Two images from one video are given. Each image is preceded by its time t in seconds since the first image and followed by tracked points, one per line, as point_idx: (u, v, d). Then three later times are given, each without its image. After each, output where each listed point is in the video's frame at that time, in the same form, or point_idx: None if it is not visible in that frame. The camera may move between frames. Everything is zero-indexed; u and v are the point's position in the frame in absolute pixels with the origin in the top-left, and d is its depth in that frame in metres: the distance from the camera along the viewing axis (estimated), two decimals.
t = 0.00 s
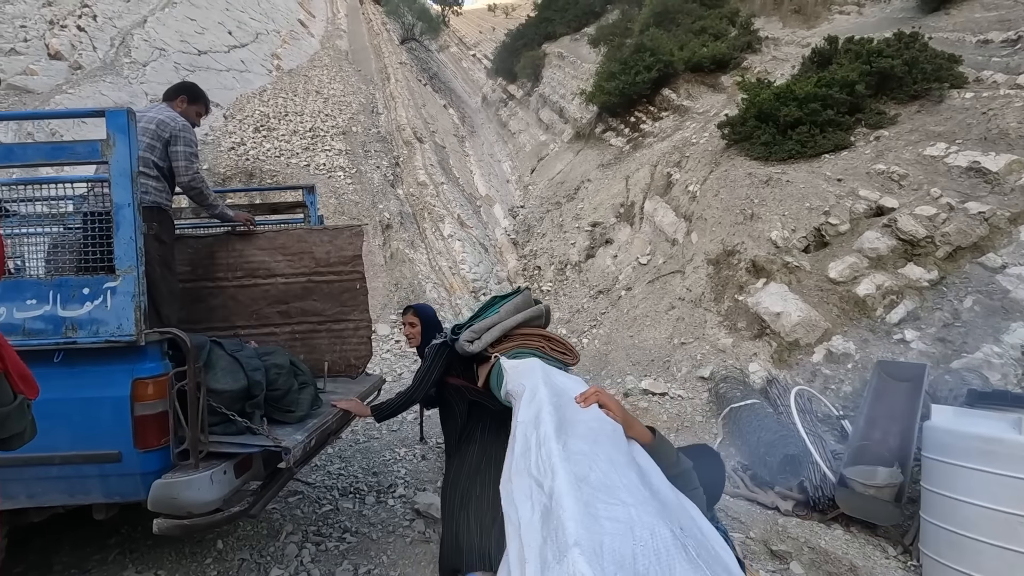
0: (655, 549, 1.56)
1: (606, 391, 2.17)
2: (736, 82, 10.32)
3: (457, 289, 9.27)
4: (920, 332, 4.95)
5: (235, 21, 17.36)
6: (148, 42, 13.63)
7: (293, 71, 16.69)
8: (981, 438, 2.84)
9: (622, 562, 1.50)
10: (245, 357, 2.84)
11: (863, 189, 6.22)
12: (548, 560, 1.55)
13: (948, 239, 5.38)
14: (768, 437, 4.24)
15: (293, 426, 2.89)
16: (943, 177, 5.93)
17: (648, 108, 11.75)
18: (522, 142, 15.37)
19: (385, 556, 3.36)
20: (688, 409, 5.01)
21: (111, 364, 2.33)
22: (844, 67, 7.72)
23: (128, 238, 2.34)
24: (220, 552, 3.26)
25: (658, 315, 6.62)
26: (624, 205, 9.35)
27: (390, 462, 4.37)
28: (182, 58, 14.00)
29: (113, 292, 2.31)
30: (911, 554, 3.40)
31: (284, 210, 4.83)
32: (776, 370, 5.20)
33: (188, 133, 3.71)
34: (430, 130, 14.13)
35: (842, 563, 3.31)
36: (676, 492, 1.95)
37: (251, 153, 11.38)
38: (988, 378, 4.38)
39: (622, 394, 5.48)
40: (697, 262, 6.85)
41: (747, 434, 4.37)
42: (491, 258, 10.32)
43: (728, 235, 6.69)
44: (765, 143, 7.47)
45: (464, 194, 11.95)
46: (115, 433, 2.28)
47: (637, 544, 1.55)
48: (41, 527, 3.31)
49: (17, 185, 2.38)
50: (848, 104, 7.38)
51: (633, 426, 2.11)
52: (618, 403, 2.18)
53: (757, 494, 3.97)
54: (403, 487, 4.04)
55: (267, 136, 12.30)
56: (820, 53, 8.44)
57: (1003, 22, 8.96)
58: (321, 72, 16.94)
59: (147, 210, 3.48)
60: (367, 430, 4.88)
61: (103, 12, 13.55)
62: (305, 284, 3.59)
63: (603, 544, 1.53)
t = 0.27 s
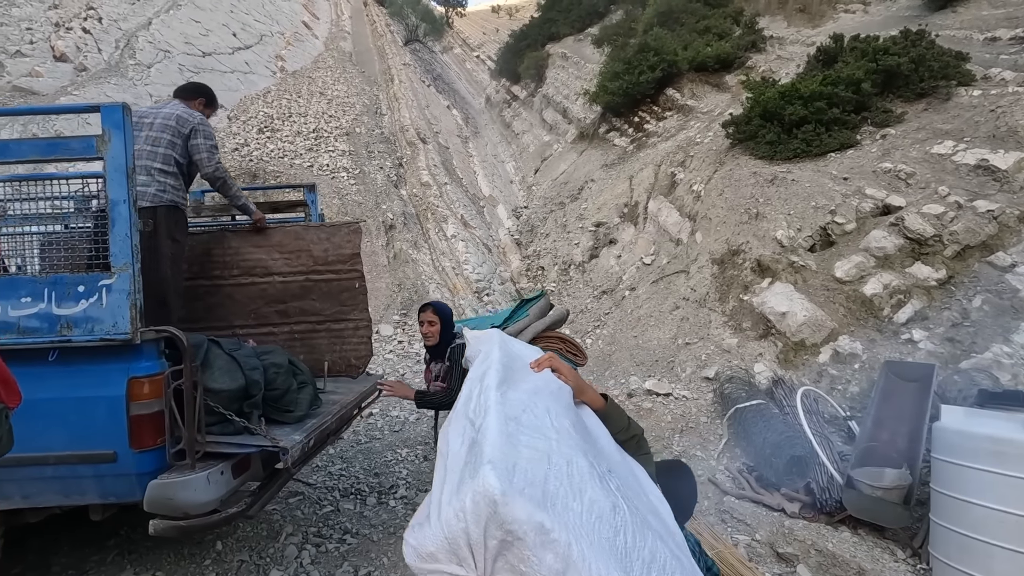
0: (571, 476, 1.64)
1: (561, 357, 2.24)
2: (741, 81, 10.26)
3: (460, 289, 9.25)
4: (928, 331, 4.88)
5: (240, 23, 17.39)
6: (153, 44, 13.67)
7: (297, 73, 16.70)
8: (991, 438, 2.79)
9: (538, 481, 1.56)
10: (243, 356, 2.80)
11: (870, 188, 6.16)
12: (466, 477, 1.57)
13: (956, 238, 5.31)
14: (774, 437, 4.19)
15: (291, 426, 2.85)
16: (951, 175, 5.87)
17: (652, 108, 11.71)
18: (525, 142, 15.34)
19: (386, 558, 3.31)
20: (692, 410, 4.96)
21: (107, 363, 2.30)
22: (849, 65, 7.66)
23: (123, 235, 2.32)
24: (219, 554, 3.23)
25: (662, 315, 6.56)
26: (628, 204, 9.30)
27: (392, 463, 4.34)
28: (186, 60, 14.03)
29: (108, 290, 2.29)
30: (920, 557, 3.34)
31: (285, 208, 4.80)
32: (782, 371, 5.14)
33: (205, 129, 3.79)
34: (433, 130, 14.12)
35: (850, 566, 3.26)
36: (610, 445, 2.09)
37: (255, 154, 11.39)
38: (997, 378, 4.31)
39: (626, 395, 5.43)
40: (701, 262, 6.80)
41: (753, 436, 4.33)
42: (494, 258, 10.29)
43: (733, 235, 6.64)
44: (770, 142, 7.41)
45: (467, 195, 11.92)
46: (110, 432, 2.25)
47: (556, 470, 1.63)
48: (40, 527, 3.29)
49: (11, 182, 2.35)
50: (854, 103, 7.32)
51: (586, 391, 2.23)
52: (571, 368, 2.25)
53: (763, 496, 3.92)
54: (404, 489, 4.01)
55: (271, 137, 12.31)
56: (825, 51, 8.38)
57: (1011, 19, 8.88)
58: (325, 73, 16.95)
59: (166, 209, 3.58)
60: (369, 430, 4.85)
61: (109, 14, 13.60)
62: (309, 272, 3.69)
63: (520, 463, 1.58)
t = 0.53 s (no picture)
0: (528, 432, 1.74)
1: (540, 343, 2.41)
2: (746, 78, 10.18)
3: (463, 287, 9.20)
4: (937, 329, 4.81)
5: (243, 22, 17.37)
6: (156, 44, 13.67)
7: (300, 72, 16.66)
8: (1004, 436, 2.74)
9: (494, 431, 1.67)
10: (240, 351, 2.76)
11: (877, 184, 6.09)
12: (426, 425, 1.70)
13: (965, 234, 5.25)
14: (780, 436, 4.17)
15: (289, 422, 2.81)
16: (959, 171, 5.80)
17: (655, 106, 11.64)
18: (528, 141, 15.29)
19: (387, 557, 3.27)
20: (697, 408, 4.90)
21: (100, 357, 2.26)
22: (856, 60, 7.59)
23: (116, 226, 2.27)
24: (217, 552, 3.19)
25: (666, 313, 6.50)
26: (632, 202, 9.24)
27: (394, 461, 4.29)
28: (189, 59, 14.02)
29: (102, 282, 2.25)
30: (931, 557, 3.28)
31: (284, 203, 4.76)
32: (788, 368, 5.07)
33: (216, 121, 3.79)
34: (436, 129, 14.08)
35: (859, 566, 3.21)
36: (583, 430, 2.20)
37: (258, 153, 11.37)
38: (1008, 376, 4.25)
39: (629, 393, 5.38)
40: (705, 260, 6.74)
41: (759, 434, 4.29)
42: (497, 257, 10.24)
43: (738, 232, 6.58)
44: (775, 139, 7.34)
45: (470, 193, 11.88)
46: (103, 428, 2.21)
47: (513, 425, 1.74)
48: (38, 525, 3.25)
49: (4, 172, 2.30)
50: (860, 99, 7.25)
51: (564, 376, 2.41)
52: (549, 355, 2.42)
53: (769, 495, 3.86)
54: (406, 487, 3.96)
55: (274, 135, 12.29)
56: (831, 47, 8.31)
57: (1019, 15, 8.79)
58: (328, 72, 16.93)
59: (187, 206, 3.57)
60: (370, 428, 4.81)
61: (112, 14, 13.61)
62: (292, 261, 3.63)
63: (477, 412, 1.71)
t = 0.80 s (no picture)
0: (485, 419, 1.67)
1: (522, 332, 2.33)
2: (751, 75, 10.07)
3: (466, 286, 9.12)
4: (949, 327, 4.71)
5: (246, 22, 17.33)
6: (159, 43, 13.64)
7: (303, 72, 16.62)
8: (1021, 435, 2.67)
9: (445, 419, 1.61)
10: (231, 349, 2.68)
11: (886, 180, 5.99)
12: (376, 415, 1.66)
13: (978, 230, 5.14)
14: (790, 436, 4.03)
15: (282, 422, 2.74)
16: (971, 166, 5.69)
17: (660, 104, 11.54)
18: (532, 139, 15.20)
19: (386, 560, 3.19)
20: (703, 408, 4.81)
21: (86, 354, 2.21)
22: (863, 55, 7.48)
23: (100, 218, 2.26)
24: (212, 555, 3.11)
25: (671, 312, 6.40)
26: (636, 201, 9.14)
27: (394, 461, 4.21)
28: (192, 58, 13.98)
29: (85, 276, 2.23)
30: (946, 561, 3.19)
31: (283, 199, 4.69)
32: (796, 367, 4.98)
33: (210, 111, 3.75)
34: (439, 128, 14.01)
35: (871, 570, 3.11)
36: (561, 418, 2.11)
37: (260, 152, 11.32)
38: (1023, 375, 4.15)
39: (634, 393, 5.29)
40: (711, 257, 6.64)
41: (766, 433, 4.18)
42: (500, 256, 10.16)
43: (744, 229, 6.48)
44: (781, 135, 7.23)
45: (473, 192, 11.80)
46: (89, 428, 2.17)
47: (468, 411, 1.67)
48: (30, 526, 3.19)
49: None
50: (868, 94, 7.15)
51: (546, 364, 2.33)
52: (531, 344, 2.33)
53: (778, 497, 3.78)
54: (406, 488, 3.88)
55: (276, 134, 12.24)
56: (838, 43, 8.20)
57: None
58: (331, 72, 16.88)
59: (191, 200, 3.55)
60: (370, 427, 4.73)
61: (116, 14, 13.60)
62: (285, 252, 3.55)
63: (429, 401, 1.65)
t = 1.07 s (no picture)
0: (443, 415, 1.72)
1: (512, 321, 2.52)
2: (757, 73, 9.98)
3: (470, 287, 9.06)
4: (961, 327, 4.62)
5: (251, 24, 17.35)
6: (165, 45, 13.68)
7: (308, 73, 16.61)
8: None
9: (401, 420, 1.67)
10: (228, 348, 2.69)
11: (895, 177, 5.90)
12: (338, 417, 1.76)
13: (989, 228, 5.06)
14: (800, 438, 3.93)
15: (279, 423, 2.72)
16: (982, 163, 5.60)
17: (665, 103, 11.46)
18: (536, 140, 15.13)
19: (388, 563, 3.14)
20: (709, 408, 4.73)
21: (78, 354, 2.29)
22: (871, 52, 7.40)
23: (92, 214, 2.32)
24: (210, 558, 3.07)
25: (677, 312, 6.32)
26: (641, 200, 9.07)
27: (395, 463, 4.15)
28: (198, 60, 14.00)
29: (77, 273, 2.30)
30: (961, 566, 3.11)
31: (283, 198, 4.68)
32: (804, 368, 4.89)
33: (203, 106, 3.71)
34: (443, 128, 13.97)
35: None
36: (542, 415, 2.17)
37: (265, 153, 11.31)
38: None
39: (639, 393, 5.22)
40: (717, 257, 6.57)
41: (774, 435, 4.09)
42: (505, 256, 10.10)
43: (751, 228, 6.41)
44: (788, 133, 7.15)
45: (477, 192, 11.75)
46: (81, 429, 2.23)
47: (428, 410, 1.73)
48: (29, 528, 3.15)
49: None
50: (876, 91, 7.06)
51: (535, 348, 2.50)
52: (518, 331, 2.51)
53: (787, 500, 3.72)
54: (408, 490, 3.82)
55: (281, 135, 12.23)
56: (845, 40, 8.11)
57: None
58: (336, 73, 16.89)
59: (189, 197, 3.53)
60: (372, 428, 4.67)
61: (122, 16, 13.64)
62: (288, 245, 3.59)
63: (388, 401, 1.72)
